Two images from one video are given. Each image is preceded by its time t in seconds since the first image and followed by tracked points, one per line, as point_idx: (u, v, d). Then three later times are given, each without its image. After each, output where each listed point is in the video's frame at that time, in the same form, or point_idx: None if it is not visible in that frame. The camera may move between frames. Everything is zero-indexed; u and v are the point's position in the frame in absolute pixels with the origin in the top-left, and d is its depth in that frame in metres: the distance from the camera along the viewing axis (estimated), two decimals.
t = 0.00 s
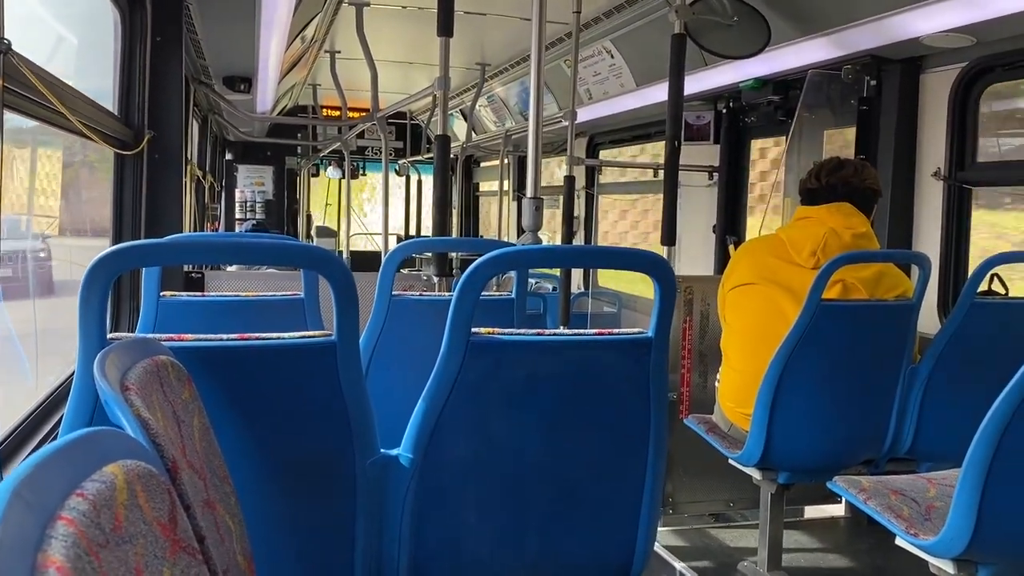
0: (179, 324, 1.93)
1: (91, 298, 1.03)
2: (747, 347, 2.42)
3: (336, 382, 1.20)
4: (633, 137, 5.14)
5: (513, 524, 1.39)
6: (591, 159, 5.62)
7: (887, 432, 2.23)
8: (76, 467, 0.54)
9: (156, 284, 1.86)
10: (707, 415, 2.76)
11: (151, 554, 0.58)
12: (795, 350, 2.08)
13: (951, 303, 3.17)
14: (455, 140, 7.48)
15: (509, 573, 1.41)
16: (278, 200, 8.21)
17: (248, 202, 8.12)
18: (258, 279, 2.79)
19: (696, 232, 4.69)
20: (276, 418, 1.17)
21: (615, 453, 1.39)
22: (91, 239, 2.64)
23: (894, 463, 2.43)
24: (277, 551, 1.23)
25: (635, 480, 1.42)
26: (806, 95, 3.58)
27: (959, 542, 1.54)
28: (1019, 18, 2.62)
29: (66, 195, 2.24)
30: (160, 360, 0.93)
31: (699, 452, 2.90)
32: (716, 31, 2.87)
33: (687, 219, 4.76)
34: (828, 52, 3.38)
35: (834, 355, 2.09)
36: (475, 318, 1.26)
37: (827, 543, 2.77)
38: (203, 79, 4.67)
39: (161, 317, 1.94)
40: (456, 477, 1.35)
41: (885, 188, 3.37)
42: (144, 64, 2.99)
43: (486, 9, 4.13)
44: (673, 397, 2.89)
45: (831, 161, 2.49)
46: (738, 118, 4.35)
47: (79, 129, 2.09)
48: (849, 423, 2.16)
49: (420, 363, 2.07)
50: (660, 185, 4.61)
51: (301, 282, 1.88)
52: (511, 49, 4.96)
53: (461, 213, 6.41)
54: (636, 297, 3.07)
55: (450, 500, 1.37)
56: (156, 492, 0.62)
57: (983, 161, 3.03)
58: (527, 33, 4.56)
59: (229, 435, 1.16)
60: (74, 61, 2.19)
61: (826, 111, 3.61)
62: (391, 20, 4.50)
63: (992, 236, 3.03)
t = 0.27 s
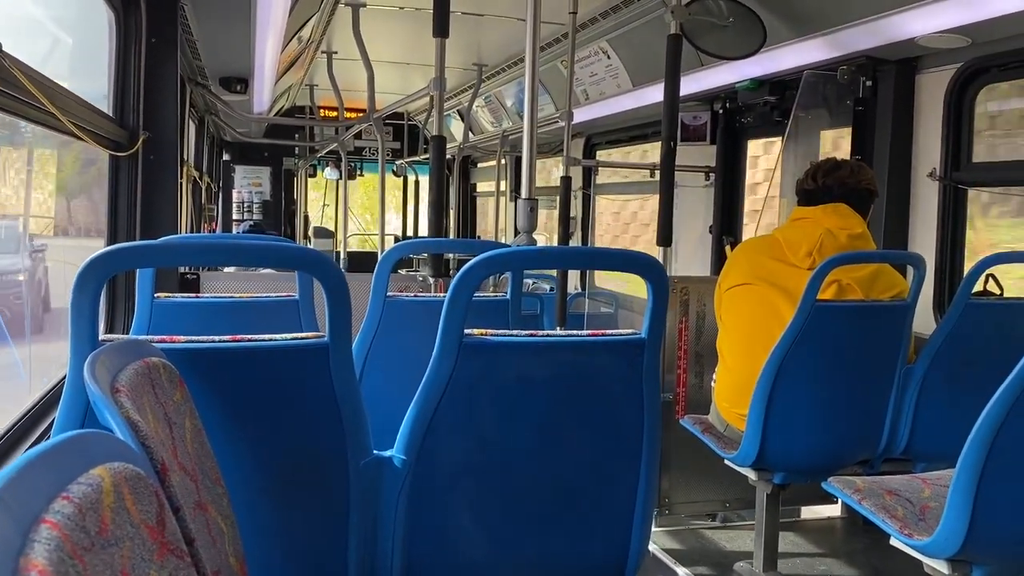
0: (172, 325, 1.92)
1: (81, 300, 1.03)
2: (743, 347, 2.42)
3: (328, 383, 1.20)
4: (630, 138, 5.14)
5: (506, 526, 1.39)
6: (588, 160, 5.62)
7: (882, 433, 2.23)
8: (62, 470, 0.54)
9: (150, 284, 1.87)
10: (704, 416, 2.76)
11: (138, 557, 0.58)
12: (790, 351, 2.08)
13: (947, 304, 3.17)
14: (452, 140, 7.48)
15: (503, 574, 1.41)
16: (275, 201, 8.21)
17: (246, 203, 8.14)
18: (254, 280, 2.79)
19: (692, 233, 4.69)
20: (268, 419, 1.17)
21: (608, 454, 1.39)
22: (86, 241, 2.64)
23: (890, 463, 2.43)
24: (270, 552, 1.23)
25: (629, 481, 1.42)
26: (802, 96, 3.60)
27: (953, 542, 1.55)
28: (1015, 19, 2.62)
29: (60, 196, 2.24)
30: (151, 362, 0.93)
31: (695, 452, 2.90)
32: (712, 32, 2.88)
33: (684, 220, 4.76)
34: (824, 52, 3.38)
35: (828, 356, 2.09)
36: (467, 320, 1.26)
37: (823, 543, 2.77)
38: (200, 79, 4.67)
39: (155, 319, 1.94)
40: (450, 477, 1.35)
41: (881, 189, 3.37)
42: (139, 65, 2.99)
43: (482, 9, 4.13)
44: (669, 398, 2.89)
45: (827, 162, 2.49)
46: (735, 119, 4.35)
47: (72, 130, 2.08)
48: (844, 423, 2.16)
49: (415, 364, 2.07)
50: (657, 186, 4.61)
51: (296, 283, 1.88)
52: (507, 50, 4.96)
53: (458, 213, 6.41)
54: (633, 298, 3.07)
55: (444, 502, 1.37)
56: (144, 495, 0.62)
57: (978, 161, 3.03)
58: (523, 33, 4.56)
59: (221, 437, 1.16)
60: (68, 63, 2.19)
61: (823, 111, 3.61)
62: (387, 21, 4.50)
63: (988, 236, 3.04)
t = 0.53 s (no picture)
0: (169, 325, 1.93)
1: (76, 299, 1.03)
2: (740, 346, 2.42)
3: (324, 382, 1.20)
4: (628, 137, 5.14)
5: (503, 526, 1.39)
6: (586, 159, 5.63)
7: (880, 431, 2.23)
8: (53, 471, 0.54)
9: (146, 282, 1.87)
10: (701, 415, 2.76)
11: (130, 557, 0.58)
12: (787, 349, 2.08)
13: (944, 302, 3.17)
14: (450, 139, 7.48)
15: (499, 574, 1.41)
16: (273, 201, 8.20)
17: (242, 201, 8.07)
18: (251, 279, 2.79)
19: (690, 232, 4.70)
20: (264, 420, 1.17)
21: (604, 453, 1.39)
22: (82, 240, 2.64)
23: (887, 462, 2.43)
24: (266, 553, 1.23)
25: (625, 481, 1.42)
26: (799, 95, 3.61)
27: (951, 540, 1.55)
28: (1012, 17, 2.62)
29: (55, 196, 2.23)
30: (145, 362, 0.93)
31: (693, 451, 2.90)
32: (709, 31, 2.89)
33: (682, 219, 4.76)
34: (821, 51, 3.38)
35: (826, 354, 2.09)
36: (463, 319, 1.26)
37: (821, 542, 2.77)
38: (197, 79, 4.66)
39: (152, 318, 1.94)
40: (446, 477, 1.35)
41: (878, 187, 3.37)
42: (135, 64, 2.99)
43: (479, 8, 4.13)
44: (667, 397, 2.89)
45: (825, 161, 2.49)
46: (732, 118, 4.35)
47: (67, 130, 2.07)
48: (841, 422, 2.17)
49: (412, 364, 2.07)
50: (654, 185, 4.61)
51: (292, 283, 1.88)
52: (505, 49, 4.96)
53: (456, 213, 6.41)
54: (630, 297, 3.07)
55: (440, 501, 1.37)
56: (136, 495, 0.62)
57: (975, 160, 3.04)
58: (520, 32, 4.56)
59: (216, 437, 1.16)
60: (64, 62, 2.19)
61: (820, 110, 3.61)
62: (385, 20, 4.50)
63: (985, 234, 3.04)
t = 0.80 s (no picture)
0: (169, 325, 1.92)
1: (77, 299, 1.04)
2: (739, 344, 2.43)
3: (324, 382, 1.20)
4: (626, 136, 5.14)
5: (502, 525, 1.39)
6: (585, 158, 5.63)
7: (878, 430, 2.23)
8: (56, 470, 0.54)
9: (146, 282, 1.87)
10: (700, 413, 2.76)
11: (133, 556, 0.58)
12: (786, 348, 2.08)
13: (942, 300, 3.18)
14: (448, 139, 7.49)
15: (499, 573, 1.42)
16: (272, 200, 8.20)
17: (240, 202, 7.86)
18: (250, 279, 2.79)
19: (688, 231, 4.70)
20: (264, 419, 1.17)
21: (604, 452, 1.39)
22: (81, 241, 2.64)
23: (886, 460, 2.44)
24: (266, 552, 1.23)
25: (625, 480, 1.42)
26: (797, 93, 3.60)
27: (949, 537, 1.55)
28: (1009, 15, 2.63)
29: (55, 196, 2.24)
30: (146, 361, 0.93)
31: (692, 449, 2.91)
32: (707, 30, 2.88)
33: (680, 218, 4.76)
34: (819, 50, 3.39)
35: (824, 352, 2.09)
36: (462, 318, 1.27)
37: (820, 540, 2.78)
38: (195, 79, 4.66)
39: (152, 319, 1.94)
40: (446, 477, 1.36)
41: (876, 186, 3.38)
42: (134, 64, 2.99)
43: (477, 8, 4.13)
44: (665, 395, 2.90)
45: (822, 159, 2.49)
46: (730, 116, 4.36)
47: (66, 130, 2.07)
48: (840, 420, 2.17)
49: (412, 364, 2.07)
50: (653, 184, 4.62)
51: (292, 283, 1.88)
52: (503, 48, 4.96)
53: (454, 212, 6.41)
54: (629, 296, 3.08)
55: (440, 500, 1.37)
56: (138, 494, 0.63)
57: (973, 158, 3.04)
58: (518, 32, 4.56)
59: (217, 437, 1.16)
60: (64, 62, 2.19)
61: (817, 109, 3.62)
62: (383, 19, 4.51)
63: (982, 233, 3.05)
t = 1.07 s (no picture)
0: (169, 325, 1.92)
1: (78, 300, 1.03)
2: (739, 344, 2.43)
3: (325, 383, 1.20)
4: (626, 136, 5.15)
5: (504, 526, 1.39)
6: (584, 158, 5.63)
7: (879, 430, 2.23)
8: (61, 471, 0.54)
9: (146, 283, 1.86)
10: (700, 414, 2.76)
11: (137, 557, 0.58)
12: (786, 348, 2.08)
13: (942, 301, 3.18)
14: (448, 139, 7.49)
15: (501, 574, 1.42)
16: (271, 201, 8.19)
17: (240, 203, 8.08)
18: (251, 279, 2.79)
19: (688, 231, 4.70)
20: (265, 420, 1.17)
21: (605, 453, 1.39)
22: (81, 241, 2.64)
23: (886, 460, 2.44)
24: (268, 554, 1.23)
25: (626, 481, 1.42)
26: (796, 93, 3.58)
27: (951, 537, 1.55)
28: (1009, 16, 2.63)
29: (55, 196, 2.23)
30: (148, 362, 0.93)
31: (692, 450, 2.91)
32: (706, 30, 2.88)
33: (680, 218, 4.76)
34: (819, 50, 3.39)
35: (825, 352, 2.09)
36: (464, 318, 1.26)
37: (820, 540, 2.78)
38: (194, 79, 4.65)
39: (152, 319, 1.93)
40: (448, 477, 1.35)
41: (876, 186, 3.38)
42: (134, 64, 2.98)
43: (477, 8, 4.13)
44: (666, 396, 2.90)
45: (822, 159, 2.49)
46: (730, 117, 4.36)
47: (66, 130, 2.06)
48: (840, 420, 2.17)
49: (413, 364, 2.07)
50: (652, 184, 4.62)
51: (292, 283, 1.88)
52: (503, 48, 4.96)
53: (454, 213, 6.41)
54: (629, 296, 3.08)
55: (442, 501, 1.37)
56: (142, 495, 0.62)
57: (973, 158, 3.04)
58: (518, 32, 4.56)
59: (218, 438, 1.16)
60: (64, 62, 2.19)
61: (817, 109, 3.60)
62: (383, 20, 4.51)
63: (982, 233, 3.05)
